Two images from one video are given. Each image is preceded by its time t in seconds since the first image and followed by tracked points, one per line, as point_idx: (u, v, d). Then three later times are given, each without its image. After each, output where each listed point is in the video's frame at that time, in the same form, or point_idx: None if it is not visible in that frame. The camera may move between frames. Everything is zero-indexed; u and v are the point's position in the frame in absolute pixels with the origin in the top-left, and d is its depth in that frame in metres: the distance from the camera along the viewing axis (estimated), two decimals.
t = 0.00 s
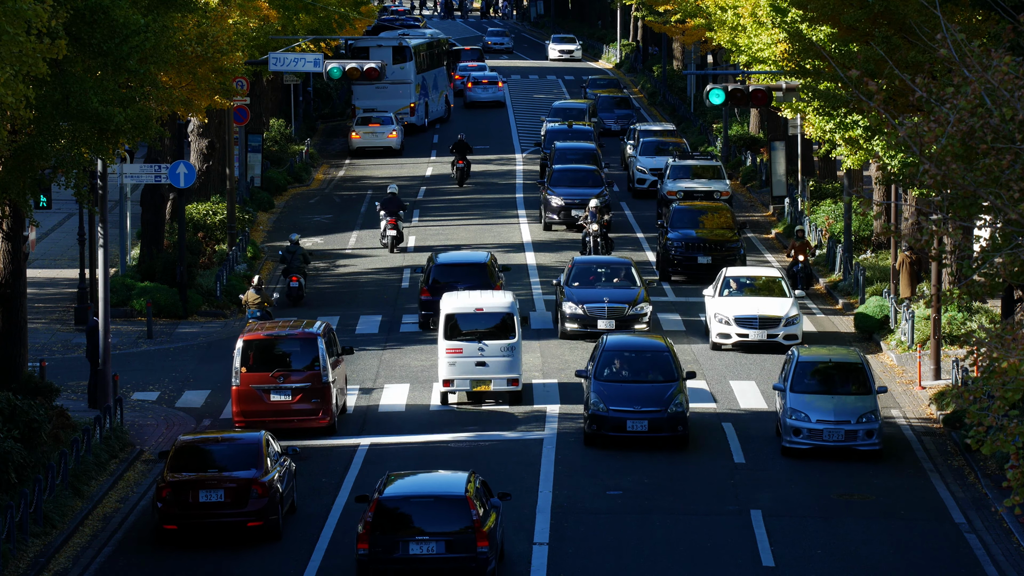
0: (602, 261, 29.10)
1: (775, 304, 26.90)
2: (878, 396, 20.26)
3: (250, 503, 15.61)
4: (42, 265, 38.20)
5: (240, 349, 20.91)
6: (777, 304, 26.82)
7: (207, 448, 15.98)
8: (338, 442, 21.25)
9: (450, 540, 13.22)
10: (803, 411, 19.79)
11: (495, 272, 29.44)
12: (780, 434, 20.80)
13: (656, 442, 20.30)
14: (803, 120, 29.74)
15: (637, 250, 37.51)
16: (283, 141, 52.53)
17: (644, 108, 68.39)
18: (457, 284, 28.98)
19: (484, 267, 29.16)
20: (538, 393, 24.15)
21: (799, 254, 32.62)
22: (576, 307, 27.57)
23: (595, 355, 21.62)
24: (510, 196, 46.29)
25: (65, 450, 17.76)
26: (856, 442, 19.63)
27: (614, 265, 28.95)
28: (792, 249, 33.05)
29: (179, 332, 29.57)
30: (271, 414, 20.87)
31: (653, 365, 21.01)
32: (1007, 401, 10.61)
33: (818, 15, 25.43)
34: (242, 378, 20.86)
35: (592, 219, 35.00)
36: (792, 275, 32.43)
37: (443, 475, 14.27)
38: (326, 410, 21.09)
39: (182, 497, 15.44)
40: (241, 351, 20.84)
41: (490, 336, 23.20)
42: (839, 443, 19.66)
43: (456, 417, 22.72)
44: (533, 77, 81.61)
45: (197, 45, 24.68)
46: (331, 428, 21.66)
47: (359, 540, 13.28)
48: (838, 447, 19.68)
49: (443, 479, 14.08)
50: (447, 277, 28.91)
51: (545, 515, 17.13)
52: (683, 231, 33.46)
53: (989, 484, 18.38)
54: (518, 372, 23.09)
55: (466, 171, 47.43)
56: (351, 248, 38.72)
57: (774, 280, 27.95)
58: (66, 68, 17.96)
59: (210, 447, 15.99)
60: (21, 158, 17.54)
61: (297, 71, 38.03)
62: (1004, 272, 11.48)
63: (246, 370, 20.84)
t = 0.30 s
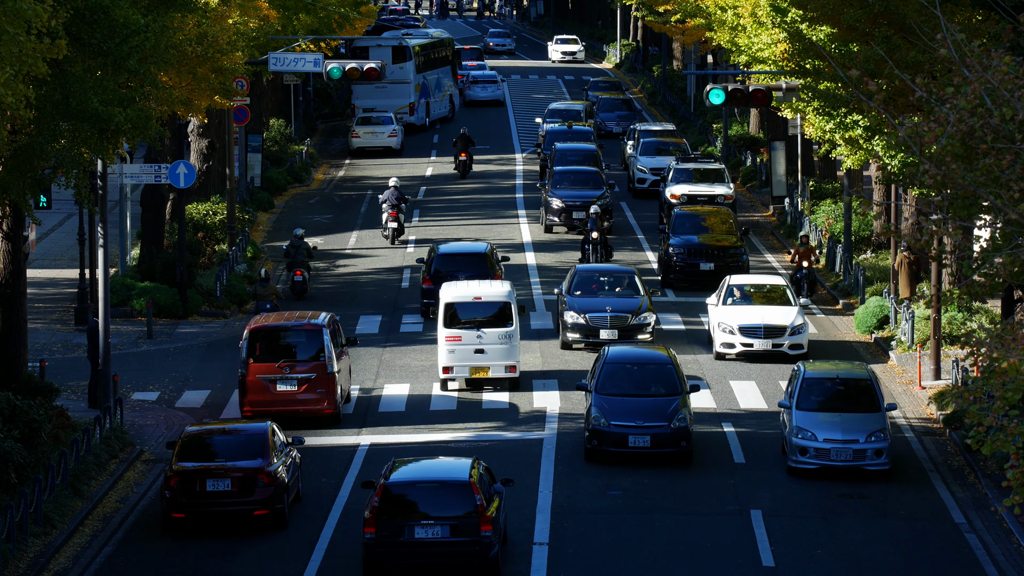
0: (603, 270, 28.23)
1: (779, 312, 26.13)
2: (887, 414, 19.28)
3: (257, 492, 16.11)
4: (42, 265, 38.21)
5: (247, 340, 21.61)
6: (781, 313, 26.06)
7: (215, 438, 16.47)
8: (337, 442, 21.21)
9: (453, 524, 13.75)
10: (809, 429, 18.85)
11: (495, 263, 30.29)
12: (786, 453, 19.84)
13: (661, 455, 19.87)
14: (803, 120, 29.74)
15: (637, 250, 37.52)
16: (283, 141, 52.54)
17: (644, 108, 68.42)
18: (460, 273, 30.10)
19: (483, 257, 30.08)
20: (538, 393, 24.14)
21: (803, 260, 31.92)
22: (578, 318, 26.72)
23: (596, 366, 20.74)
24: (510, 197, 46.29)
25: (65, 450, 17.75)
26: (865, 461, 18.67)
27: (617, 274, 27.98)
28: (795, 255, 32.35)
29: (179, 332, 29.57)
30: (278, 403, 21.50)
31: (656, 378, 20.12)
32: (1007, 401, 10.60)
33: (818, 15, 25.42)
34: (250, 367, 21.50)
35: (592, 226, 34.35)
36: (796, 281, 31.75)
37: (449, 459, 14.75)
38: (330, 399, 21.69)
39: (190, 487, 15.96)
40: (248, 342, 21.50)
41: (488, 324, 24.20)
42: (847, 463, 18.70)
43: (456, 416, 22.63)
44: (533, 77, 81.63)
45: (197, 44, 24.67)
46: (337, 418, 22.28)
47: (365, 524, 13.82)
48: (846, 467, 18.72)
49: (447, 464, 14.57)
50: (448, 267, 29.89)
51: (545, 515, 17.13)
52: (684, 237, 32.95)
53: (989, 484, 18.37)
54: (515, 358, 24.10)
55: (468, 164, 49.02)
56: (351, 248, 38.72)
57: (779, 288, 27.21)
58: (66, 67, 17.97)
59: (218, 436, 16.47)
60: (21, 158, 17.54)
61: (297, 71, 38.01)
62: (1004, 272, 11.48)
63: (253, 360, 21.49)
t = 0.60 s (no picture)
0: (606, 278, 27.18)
1: (784, 321, 25.21)
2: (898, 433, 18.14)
3: (263, 480, 16.64)
4: (42, 265, 38.20)
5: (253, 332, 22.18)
6: (787, 322, 25.15)
7: (222, 428, 17.01)
8: (337, 442, 21.19)
9: (457, 508, 14.46)
10: (817, 448, 17.71)
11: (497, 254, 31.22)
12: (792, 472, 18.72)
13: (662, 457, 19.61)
14: (803, 120, 29.73)
15: (637, 250, 37.54)
16: (283, 141, 52.53)
17: (644, 108, 68.44)
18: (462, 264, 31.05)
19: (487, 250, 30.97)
20: (538, 393, 24.13)
21: (808, 266, 31.29)
22: (578, 326, 25.63)
23: (596, 379, 19.87)
24: (510, 197, 46.29)
25: (65, 450, 17.76)
26: (875, 483, 17.55)
27: (619, 282, 26.92)
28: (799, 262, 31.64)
29: (178, 332, 29.56)
30: (284, 393, 22.08)
31: (658, 391, 19.20)
32: (1008, 401, 10.61)
33: (818, 15, 25.42)
34: (257, 358, 22.06)
35: (592, 233, 33.85)
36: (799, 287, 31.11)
37: (454, 445, 15.45)
38: (336, 388, 22.27)
39: (197, 474, 16.48)
40: (255, 333, 22.07)
41: (486, 313, 25.02)
42: (856, 484, 17.57)
43: (456, 416, 22.59)
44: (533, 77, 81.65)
45: (197, 44, 24.67)
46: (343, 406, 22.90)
47: (372, 507, 14.55)
48: (856, 488, 17.60)
49: (452, 449, 15.27)
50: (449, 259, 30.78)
51: (545, 515, 17.12)
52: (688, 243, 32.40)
53: (989, 484, 18.37)
54: (513, 346, 24.95)
55: (471, 158, 50.69)
56: (351, 248, 38.71)
57: (786, 297, 26.26)
58: (66, 67, 17.96)
59: (224, 426, 17.01)
60: (21, 158, 17.53)
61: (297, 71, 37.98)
62: (1004, 271, 11.48)
63: (260, 351, 22.04)
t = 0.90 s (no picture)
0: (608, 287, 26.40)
1: (790, 331, 24.52)
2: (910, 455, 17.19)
3: (270, 468, 17.17)
4: (42, 265, 38.19)
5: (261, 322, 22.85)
6: (793, 332, 24.45)
7: (229, 418, 17.58)
8: (337, 442, 21.17)
9: (462, 492, 15.16)
10: (826, 471, 16.74)
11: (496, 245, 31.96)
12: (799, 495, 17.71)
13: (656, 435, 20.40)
14: (803, 120, 29.72)
15: (638, 251, 37.55)
16: (283, 141, 52.53)
17: (644, 108, 68.44)
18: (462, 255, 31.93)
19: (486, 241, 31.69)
20: (538, 393, 24.12)
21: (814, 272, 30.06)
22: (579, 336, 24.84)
23: (597, 394, 19.01)
24: (510, 197, 46.29)
25: (66, 450, 17.75)
26: (886, 507, 16.60)
27: (621, 290, 26.15)
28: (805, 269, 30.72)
29: (178, 332, 29.56)
30: (289, 381, 22.75)
31: (660, 406, 18.34)
32: (1007, 401, 10.61)
33: (818, 15, 25.41)
34: (263, 348, 22.75)
35: (592, 240, 32.57)
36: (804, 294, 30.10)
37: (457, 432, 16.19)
38: (340, 377, 22.96)
39: (206, 463, 17.05)
40: (262, 323, 22.78)
41: (485, 303, 25.83)
42: (867, 509, 16.63)
43: (457, 416, 22.53)
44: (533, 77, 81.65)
45: (197, 45, 24.67)
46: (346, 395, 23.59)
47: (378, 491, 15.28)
48: (866, 513, 16.66)
49: (455, 435, 15.97)
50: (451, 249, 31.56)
51: (545, 515, 17.12)
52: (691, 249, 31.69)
53: (989, 484, 18.37)
54: (510, 336, 25.83)
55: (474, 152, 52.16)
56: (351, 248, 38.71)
57: (790, 305, 25.55)
58: (65, 67, 17.96)
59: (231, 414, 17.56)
60: (21, 158, 17.52)
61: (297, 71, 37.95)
62: (1004, 271, 11.48)
63: (266, 340, 22.74)
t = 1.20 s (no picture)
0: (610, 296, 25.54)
1: (796, 341, 23.74)
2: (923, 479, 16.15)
3: (276, 456, 17.69)
4: (42, 265, 38.19)
5: (269, 313, 23.62)
6: (799, 342, 23.68)
7: (236, 408, 18.13)
8: (337, 442, 21.16)
9: (466, 477, 15.83)
10: (836, 494, 15.71)
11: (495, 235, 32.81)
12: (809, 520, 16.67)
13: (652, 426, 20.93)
14: (803, 120, 29.71)
15: (638, 251, 37.55)
16: (283, 141, 52.53)
17: (644, 108, 68.47)
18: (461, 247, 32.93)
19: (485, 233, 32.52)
20: (538, 393, 24.12)
21: (820, 279, 29.38)
22: (580, 346, 23.95)
23: (596, 409, 18.18)
24: (510, 197, 46.30)
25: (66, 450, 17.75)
26: (899, 533, 15.56)
27: (623, 299, 25.30)
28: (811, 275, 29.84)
29: (178, 332, 29.56)
30: (294, 370, 23.49)
31: (662, 421, 17.50)
32: (1007, 401, 10.61)
33: (818, 15, 25.42)
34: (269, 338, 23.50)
35: (591, 248, 31.97)
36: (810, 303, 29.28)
37: (461, 420, 16.86)
38: (344, 367, 23.68)
39: (214, 452, 17.59)
40: (268, 314, 23.53)
41: (484, 292, 26.63)
42: (879, 534, 15.60)
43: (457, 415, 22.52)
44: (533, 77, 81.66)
45: (197, 44, 24.68)
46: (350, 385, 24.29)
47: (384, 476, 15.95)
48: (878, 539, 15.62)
49: (459, 423, 16.64)
50: (449, 238, 32.47)
51: (545, 514, 17.12)
52: (695, 256, 31.18)
53: (989, 484, 18.37)
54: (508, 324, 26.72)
55: (475, 147, 53.59)
56: (351, 248, 38.71)
57: (796, 315, 24.77)
58: (65, 67, 17.95)
59: (239, 404, 18.15)
60: (21, 158, 17.52)
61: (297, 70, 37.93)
62: (1004, 272, 11.48)
63: (272, 330, 23.49)
